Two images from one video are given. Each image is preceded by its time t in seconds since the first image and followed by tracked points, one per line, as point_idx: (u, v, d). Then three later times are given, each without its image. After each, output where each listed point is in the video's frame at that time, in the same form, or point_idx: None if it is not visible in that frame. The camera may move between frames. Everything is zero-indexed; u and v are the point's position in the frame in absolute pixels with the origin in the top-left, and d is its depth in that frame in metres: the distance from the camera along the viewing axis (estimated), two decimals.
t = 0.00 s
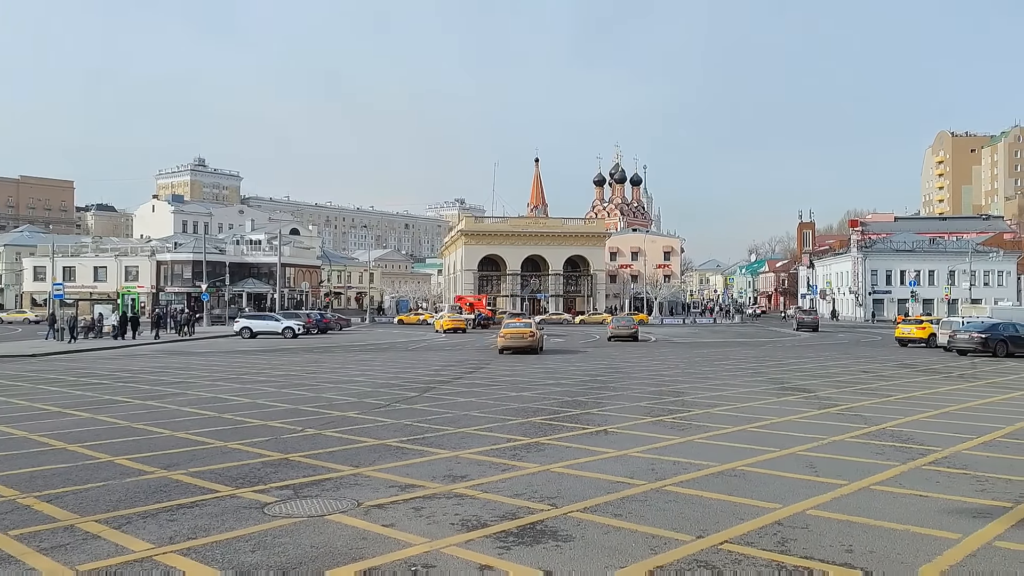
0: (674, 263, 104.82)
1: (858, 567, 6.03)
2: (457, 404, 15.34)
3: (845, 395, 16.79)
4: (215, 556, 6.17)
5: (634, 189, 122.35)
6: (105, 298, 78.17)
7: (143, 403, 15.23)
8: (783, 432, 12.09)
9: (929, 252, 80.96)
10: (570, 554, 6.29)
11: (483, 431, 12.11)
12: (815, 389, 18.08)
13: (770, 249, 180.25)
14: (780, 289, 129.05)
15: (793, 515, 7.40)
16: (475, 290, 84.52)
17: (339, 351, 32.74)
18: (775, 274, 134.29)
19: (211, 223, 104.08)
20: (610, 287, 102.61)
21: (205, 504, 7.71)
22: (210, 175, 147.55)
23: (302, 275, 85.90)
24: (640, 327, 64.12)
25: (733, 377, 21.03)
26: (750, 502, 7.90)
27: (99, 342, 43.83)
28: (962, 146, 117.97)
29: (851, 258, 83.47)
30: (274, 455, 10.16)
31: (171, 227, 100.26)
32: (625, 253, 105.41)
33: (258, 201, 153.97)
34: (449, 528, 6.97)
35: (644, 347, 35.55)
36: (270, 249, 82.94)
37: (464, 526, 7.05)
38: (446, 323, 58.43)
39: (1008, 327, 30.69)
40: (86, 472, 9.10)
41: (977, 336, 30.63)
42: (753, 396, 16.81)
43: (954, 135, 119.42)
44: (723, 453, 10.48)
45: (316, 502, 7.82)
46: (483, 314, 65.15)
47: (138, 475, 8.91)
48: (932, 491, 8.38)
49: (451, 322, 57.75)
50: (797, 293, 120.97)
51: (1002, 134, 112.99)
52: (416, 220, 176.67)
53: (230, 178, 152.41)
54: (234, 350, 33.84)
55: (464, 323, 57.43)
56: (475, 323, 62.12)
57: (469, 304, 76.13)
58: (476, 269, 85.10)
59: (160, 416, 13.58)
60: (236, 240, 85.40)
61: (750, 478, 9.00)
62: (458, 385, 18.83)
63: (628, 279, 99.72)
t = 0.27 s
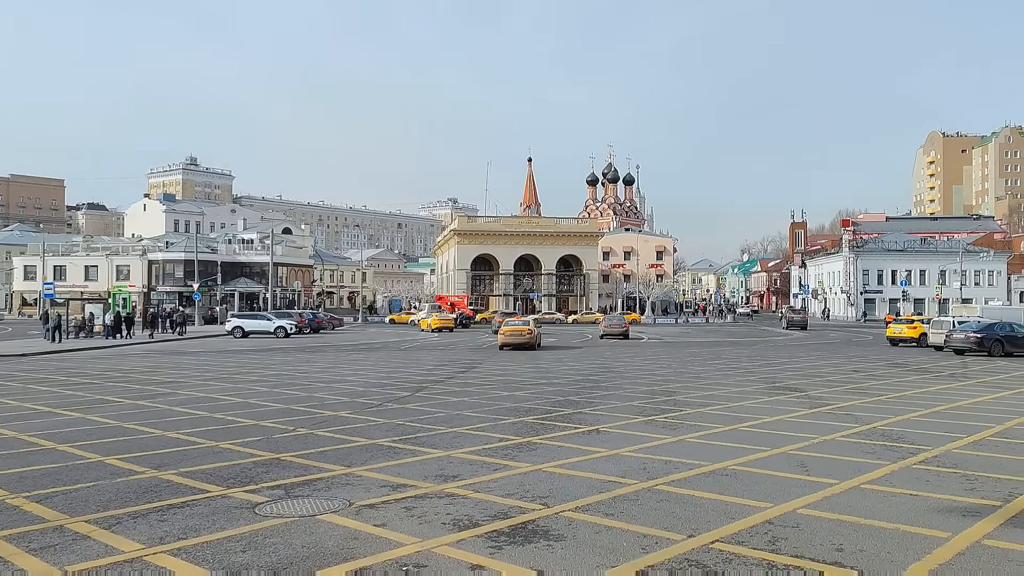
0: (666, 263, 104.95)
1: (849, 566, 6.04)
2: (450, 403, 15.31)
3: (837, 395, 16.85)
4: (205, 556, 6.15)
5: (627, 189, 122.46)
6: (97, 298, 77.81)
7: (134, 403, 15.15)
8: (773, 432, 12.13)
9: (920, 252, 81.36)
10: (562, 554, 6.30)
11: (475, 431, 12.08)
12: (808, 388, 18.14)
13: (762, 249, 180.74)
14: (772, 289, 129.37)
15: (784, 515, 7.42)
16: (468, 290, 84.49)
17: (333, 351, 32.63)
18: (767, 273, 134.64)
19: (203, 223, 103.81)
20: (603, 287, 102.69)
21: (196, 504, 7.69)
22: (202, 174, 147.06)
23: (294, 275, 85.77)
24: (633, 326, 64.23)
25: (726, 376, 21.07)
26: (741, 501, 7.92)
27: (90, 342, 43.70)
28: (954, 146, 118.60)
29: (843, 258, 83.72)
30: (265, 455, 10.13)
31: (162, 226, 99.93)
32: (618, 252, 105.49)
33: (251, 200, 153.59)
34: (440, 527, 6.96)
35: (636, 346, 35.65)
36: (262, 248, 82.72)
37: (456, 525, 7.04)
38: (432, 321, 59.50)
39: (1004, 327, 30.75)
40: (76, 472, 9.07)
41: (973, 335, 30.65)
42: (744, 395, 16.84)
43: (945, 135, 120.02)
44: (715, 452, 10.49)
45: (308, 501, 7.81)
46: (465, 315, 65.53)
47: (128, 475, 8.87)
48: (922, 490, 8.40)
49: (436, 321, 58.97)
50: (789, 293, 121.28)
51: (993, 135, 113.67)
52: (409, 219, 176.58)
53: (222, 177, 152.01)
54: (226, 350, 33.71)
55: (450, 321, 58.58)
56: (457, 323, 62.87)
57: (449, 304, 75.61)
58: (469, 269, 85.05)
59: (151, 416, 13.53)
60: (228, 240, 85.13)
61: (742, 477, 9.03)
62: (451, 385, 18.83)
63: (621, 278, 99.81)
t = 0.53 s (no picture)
0: (659, 263, 105.10)
1: (840, 565, 6.06)
2: (441, 403, 15.29)
3: (828, 395, 16.91)
4: (196, 556, 6.13)
5: (620, 189, 122.61)
6: (87, 297, 77.41)
7: (124, 403, 15.09)
8: (765, 431, 12.16)
9: (911, 251, 81.72)
10: (552, 554, 6.30)
11: (467, 431, 12.07)
12: (799, 388, 18.21)
13: (754, 249, 181.22)
14: (764, 289, 129.67)
15: (774, 513, 7.44)
16: (460, 290, 84.39)
17: (325, 350, 32.55)
18: (759, 273, 134.99)
19: (195, 222, 103.50)
20: (596, 287, 102.78)
21: (186, 504, 7.67)
22: (193, 173, 146.45)
23: (286, 274, 85.60)
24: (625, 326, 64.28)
25: (718, 376, 21.13)
26: (732, 500, 7.94)
27: (81, 341, 43.52)
28: (944, 147, 119.18)
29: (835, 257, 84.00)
30: (256, 455, 10.11)
31: (154, 225, 99.54)
32: (611, 252, 105.55)
33: (242, 200, 153.17)
34: (431, 527, 6.96)
35: (629, 346, 35.72)
36: (254, 248, 82.47)
37: (447, 525, 7.04)
38: (416, 321, 60.11)
39: (1002, 327, 30.81)
40: (66, 472, 9.03)
41: (970, 335, 30.74)
42: (736, 395, 16.88)
43: (936, 135, 120.58)
44: (706, 452, 10.52)
45: (299, 502, 7.79)
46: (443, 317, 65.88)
47: (118, 476, 8.84)
48: (911, 488, 8.44)
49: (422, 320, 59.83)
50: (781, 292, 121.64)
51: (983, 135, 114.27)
52: (402, 219, 176.39)
53: (214, 176, 151.55)
54: (217, 350, 33.57)
55: (436, 321, 59.27)
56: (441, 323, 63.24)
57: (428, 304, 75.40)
58: (461, 268, 84.95)
59: (142, 416, 13.47)
60: (220, 239, 84.80)
61: (733, 476, 9.05)
62: (443, 384, 18.81)
63: (614, 278, 99.91)
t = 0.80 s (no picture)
0: (651, 263, 105.33)
1: (830, 563, 6.08)
2: (433, 403, 15.28)
3: (819, 394, 16.98)
4: (186, 557, 6.11)
5: (612, 189, 122.78)
6: (77, 297, 77.01)
7: (115, 403, 15.02)
8: (757, 431, 12.18)
9: (902, 252, 82.08)
10: (544, 554, 6.30)
11: (459, 431, 12.07)
12: (790, 387, 18.27)
13: (745, 249, 181.73)
14: (756, 288, 130.10)
15: (766, 513, 7.45)
16: (452, 289, 84.32)
17: (317, 350, 32.49)
18: (751, 274, 135.42)
19: (186, 221, 103.18)
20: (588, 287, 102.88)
21: (177, 505, 7.63)
22: (185, 172, 145.97)
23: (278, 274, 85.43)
24: (617, 326, 64.35)
25: (709, 376, 21.17)
26: (723, 500, 7.95)
27: (72, 342, 43.36)
28: (935, 147, 119.72)
29: (826, 258, 84.28)
30: (248, 455, 10.08)
31: (145, 225, 99.18)
32: (603, 252, 105.66)
33: (234, 199, 152.77)
34: (423, 528, 6.94)
35: (621, 345, 35.80)
36: (246, 247, 82.31)
37: (438, 525, 7.03)
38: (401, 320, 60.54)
39: (1000, 327, 30.97)
40: (56, 472, 8.99)
41: (967, 335, 30.87)
42: (727, 395, 16.91)
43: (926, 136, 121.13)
44: (697, 451, 10.55)
45: (290, 502, 7.77)
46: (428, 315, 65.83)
47: (108, 476, 8.80)
48: (902, 488, 8.46)
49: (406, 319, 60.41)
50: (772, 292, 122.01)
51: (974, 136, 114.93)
52: (394, 218, 176.26)
53: (205, 176, 151.15)
54: (208, 350, 33.42)
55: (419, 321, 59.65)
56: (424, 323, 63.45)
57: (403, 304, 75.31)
58: (453, 268, 84.89)
59: (132, 416, 13.42)
60: (211, 239, 84.51)
61: (725, 475, 9.07)
62: (435, 384, 18.81)
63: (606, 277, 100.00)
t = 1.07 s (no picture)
0: (642, 262, 105.54)
1: (821, 562, 6.10)
2: (425, 403, 15.26)
3: (810, 393, 17.03)
4: (176, 558, 6.09)
5: (604, 188, 122.93)
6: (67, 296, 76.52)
7: (105, 403, 14.94)
8: (749, 430, 12.20)
9: (893, 252, 82.45)
10: (535, 553, 6.29)
11: (451, 430, 12.05)
12: (782, 387, 18.32)
13: (737, 249, 182.28)
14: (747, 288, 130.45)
15: (757, 512, 7.47)
16: (444, 289, 84.16)
17: (308, 350, 32.39)
18: (742, 273, 135.71)
19: (177, 220, 102.77)
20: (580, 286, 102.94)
21: (167, 505, 7.60)
22: (176, 171, 145.37)
23: (269, 274, 85.18)
24: (609, 325, 64.39)
25: (701, 375, 21.20)
26: (714, 499, 7.97)
27: (62, 341, 43.14)
28: (925, 148, 120.27)
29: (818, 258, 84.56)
30: (238, 455, 10.06)
31: (135, 224, 98.68)
32: (595, 251, 105.78)
33: (225, 198, 152.26)
34: (415, 527, 6.93)
35: (613, 345, 35.85)
36: (236, 246, 82.07)
37: (430, 525, 7.02)
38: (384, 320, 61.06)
39: (996, 326, 31.31)
40: (45, 473, 8.94)
41: (965, 334, 31.12)
42: (719, 394, 16.94)
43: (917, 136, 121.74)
44: (689, 450, 10.57)
45: (281, 502, 7.75)
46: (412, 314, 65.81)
47: (98, 476, 8.76)
48: (892, 486, 8.50)
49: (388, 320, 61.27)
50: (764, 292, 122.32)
51: (963, 137, 115.55)
52: (386, 218, 176.03)
53: (196, 174, 150.63)
54: (199, 349, 33.27)
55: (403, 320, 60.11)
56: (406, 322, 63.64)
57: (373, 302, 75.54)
58: (445, 268, 84.76)
59: (122, 416, 13.35)
60: (202, 237, 84.11)
61: (716, 474, 9.09)
62: (427, 383, 18.78)
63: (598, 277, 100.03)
